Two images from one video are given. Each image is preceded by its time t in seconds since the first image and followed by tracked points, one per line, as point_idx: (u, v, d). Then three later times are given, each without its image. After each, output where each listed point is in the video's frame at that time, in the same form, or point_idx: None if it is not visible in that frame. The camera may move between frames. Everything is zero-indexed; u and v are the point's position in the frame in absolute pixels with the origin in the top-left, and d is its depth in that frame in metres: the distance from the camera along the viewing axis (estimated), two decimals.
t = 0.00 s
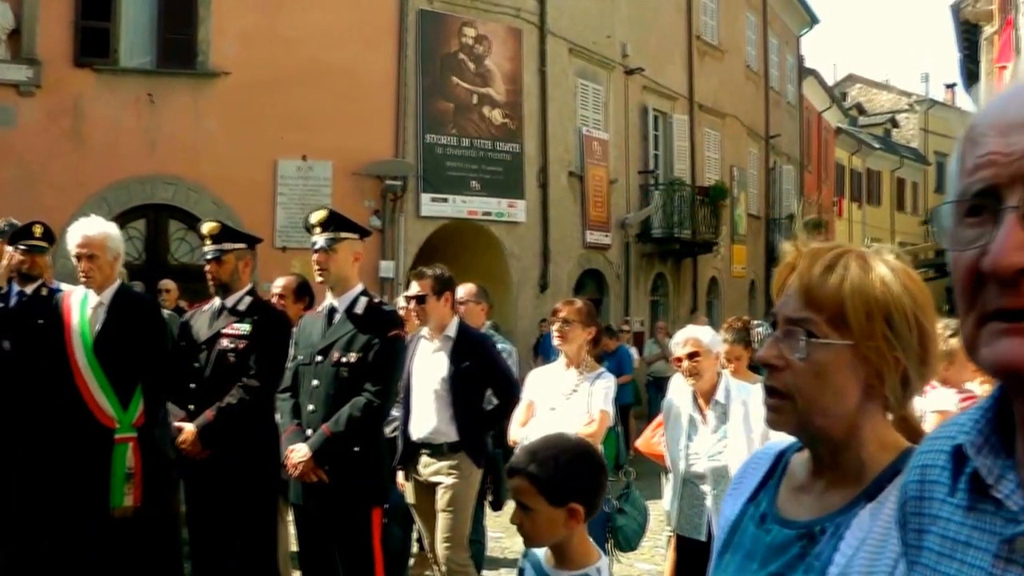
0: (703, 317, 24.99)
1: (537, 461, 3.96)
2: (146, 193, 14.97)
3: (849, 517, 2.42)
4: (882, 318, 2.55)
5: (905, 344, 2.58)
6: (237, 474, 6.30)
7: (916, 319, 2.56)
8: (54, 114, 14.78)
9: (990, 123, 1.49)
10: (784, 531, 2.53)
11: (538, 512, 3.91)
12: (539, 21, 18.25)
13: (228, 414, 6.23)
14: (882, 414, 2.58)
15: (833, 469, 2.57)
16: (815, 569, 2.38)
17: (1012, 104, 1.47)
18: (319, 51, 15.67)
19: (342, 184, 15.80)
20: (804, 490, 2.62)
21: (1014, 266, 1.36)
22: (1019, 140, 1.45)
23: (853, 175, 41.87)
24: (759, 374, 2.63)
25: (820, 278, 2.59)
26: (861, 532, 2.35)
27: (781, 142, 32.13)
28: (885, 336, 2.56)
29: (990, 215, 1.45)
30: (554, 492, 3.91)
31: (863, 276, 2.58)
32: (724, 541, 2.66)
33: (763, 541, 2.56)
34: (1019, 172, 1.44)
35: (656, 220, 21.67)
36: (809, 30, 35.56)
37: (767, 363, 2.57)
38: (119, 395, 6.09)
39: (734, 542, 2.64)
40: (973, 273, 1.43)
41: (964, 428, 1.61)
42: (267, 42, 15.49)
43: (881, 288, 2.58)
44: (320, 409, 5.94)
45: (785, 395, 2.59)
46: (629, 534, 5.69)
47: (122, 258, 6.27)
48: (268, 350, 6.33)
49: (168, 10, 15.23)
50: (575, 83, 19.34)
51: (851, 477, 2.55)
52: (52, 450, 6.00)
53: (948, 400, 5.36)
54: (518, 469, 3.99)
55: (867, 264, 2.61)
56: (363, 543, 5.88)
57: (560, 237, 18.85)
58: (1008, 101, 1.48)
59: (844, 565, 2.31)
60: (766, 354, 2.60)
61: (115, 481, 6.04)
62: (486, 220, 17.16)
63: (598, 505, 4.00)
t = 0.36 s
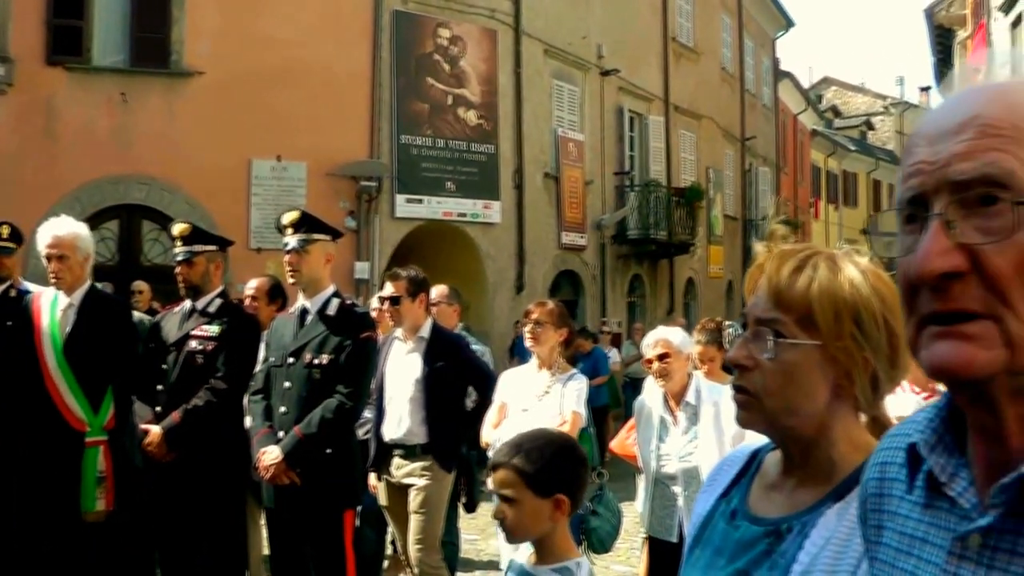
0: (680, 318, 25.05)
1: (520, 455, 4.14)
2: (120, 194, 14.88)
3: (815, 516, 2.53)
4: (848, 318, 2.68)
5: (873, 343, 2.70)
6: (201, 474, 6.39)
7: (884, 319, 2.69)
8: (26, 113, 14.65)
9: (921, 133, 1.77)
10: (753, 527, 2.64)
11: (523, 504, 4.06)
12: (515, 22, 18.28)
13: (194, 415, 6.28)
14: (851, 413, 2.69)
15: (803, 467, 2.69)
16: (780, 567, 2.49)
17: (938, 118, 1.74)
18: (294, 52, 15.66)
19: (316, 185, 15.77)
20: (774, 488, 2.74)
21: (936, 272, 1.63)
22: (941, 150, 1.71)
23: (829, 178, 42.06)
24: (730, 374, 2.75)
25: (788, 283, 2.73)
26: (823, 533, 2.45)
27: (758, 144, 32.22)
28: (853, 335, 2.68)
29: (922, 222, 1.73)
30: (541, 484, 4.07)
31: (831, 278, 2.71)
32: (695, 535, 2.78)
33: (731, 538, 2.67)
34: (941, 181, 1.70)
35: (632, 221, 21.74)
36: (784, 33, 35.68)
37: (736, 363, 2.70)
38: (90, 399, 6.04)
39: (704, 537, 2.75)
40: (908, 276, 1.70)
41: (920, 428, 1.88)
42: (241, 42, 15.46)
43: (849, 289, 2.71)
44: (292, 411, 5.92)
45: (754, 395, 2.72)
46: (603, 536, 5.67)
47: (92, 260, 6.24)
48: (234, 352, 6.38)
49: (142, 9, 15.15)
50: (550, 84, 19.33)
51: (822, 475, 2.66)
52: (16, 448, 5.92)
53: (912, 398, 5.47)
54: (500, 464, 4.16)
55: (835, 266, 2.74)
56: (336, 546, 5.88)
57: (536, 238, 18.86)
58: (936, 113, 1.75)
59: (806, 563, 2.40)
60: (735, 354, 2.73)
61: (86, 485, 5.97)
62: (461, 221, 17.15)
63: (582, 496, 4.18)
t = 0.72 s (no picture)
0: (656, 319, 25.10)
1: (488, 465, 4.14)
2: (94, 194, 14.75)
3: (780, 512, 2.55)
4: (817, 317, 2.68)
5: (842, 341, 2.69)
6: (173, 476, 6.38)
7: (853, 318, 2.68)
8: None
9: (878, 138, 1.86)
10: (719, 526, 2.66)
11: (496, 516, 4.06)
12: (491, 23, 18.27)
13: (166, 417, 6.26)
14: (818, 412, 2.68)
15: (771, 466, 2.68)
16: (744, 564, 2.51)
17: (892, 124, 1.84)
18: (269, 52, 15.67)
19: (291, 186, 15.77)
20: (742, 486, 2.74)
21: (887, 278, 1.73)
22: (893, 156, 1.80)
23: (806, 179, 42.24)
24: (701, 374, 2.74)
25: (758, 283, 2.72)
26: (786, 529, 2.49)
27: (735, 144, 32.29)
28: (823, 333, 2.68)
29: (873, 228, 1.84)
30: (511, 494, 4.07)
31: (799, 276, 2.70)
32: (662, 533, 2.80)
33: (697, 535, 2.70)
34: (891, 190, 1.79)
35: (608, 221, 21.70)
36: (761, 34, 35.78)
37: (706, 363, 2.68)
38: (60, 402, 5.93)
39: (671, 535, 2.78)
40: (861, 280, 1.80)
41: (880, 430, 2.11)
42: (216, 41, 15.39)
43: (817, 288, 2.70)
44: (263, 414, 5.89)
45: (724, 395, 2.70)
46: (574, 537, 5.61)
47: (61, 261, 6.21)
48: (204, 354, 6.34)
49: (115, 7, 15.04)
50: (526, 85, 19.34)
51: (788, 474, 2.65)
52: None
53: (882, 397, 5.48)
54: (469, 476, 4.15)
55: (804, 264, 2.72)
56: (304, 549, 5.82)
57: (512, 239, 18.81)
58: (894, 117, 1.85)
59: (770, 561, 2.45)
60: (705, 354, 2.71)
61: (56, 489, 5.86)
62: (437, 222, 17.10)
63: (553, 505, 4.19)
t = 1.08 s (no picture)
0: (634, 321, 25.10)
1: (465, 467, 4.11)
2: (66, 194, 14.62)
3: (743, 514, 2.56)
4: (773, 316, 2.71)
5: (799, 337, 2.72)
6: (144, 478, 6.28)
7: (809, 316, 2.70)
8: None
9: (847, 137, 1.81)
10: (685, 527, 2.69)
11: (471, 518, 4.02)
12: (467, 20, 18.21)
13: (137, 419, 6.16)
14: (782, 412, 2.71)
15: (736, 466, 2.71)
16: (704, 565, 2.54)
17: (862, 124, 1.78)
18: (243, 49, 15.61)
19: (266, 186, 15.74)
20: (708, 488, 2.76)
21: (851, 280, 1.70)
22: (861, 159, 1.76)
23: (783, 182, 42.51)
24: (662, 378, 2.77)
25: (712, 286, 2.77)
26: (746, 533, 2.50)
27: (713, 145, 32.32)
28: (779, 331, 2.71)
29: (839, 229, 1.80)
30: (487, 495, 4.05)
31: (753, 276, 2.75)
32: (634, 534, 2.83)
33: (667, 536, 2.72)
34: (858, 192, 1.75)
35: (586, 222, 21.66)
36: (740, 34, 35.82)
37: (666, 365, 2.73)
38: (28, 406, 5.86)
39: (641, 537, 2.80)
40: (827, 282, 1.77)
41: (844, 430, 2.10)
42: (189, 38, 15.32)
43: (774, 288, 2.74)
44: (234, 416, 5.83)
45: (684, 396, 2.74)
46: (545, 541, 5.56)
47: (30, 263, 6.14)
48: (174, 355, 6.26)
49: (87, 4, 14.93)
50: (502, 84, 19.29)
51: (752, 476, 2.68)
52: None
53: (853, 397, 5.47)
54: (445, 477, 4.12)
55: (758, 265, 2.77)
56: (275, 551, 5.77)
57: (489, 240, 18.77)
58: (863, 116, 1.80)
59: (729, 562, 2.47)
60: (666, 358, 2.76)
61: (25, 493, 5.78)
62: (412, 223, 17.14)
63: (526, 509, 4.16)
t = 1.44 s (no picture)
0: (612, 320, 25.09)
1: (440, 471, 4.09)
2: (37, 194, 14.46)
3: (715, 517, 2.55)
4: (746, 317, 2.70)
5: (772, 339, 2.72)
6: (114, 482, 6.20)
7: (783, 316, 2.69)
8: None
9: (804, 140, 1.85)
10: (655, 528, 2.65)
11: (446, 521, 4.00)
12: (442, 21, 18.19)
13: (108, 423, 6.10)
14: (755, 413, 2.70)
15: (708, 468, 2.69)
16: (678, 567, 2.51)
17: (817, 128, 1.82)
18: (216, 50, 15.54)
19: (239, 185, 15.68)
20: (678, 489, 2.74)
21: (805, 282, 1.73)
22: (815, 162, 1.79)
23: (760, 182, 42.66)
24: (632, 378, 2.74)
25: (683, 286, 2.75)
26: (719, 534, 2.48)
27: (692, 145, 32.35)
28: (753, 332, 2.70)
29: (796, 230, 1.82)
30: (464, 499, 4.03)
31: (727, 276, 2.73)
32: (603, 536, 2.79)
33: (635, 538, 2.68)
34: (813, 195, 1.78)
35: (563, 222, 21.59)
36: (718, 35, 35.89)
37: (637, 365, 2.69)
38: None
39: (609, 539, 2.76)
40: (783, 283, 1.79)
41: (805, 430, 2.06)
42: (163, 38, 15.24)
43: (747, 288, 2.72)
44: (203, 417, 5.76)
45: (655, 397, 2.71)
46: (521, 544, 5.52)
47: None
48: (143, 358, 6.22)
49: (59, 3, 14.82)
50: (478, 84, 19.25)
51: (723, 477, 2.67)
52: None
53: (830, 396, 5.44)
54: (420, 480, 4.10)
55: (731, 265, 2.75)
56: (246, 553, 5.72)
57: (465, 240, 18.73)
58: (820, 119, 1.84)
59: (702, 565, 2.44)
60: (636, 357, 2.72)
61: None
62: (388, 223, 17.11)
63: (502, 513, 4.16)
